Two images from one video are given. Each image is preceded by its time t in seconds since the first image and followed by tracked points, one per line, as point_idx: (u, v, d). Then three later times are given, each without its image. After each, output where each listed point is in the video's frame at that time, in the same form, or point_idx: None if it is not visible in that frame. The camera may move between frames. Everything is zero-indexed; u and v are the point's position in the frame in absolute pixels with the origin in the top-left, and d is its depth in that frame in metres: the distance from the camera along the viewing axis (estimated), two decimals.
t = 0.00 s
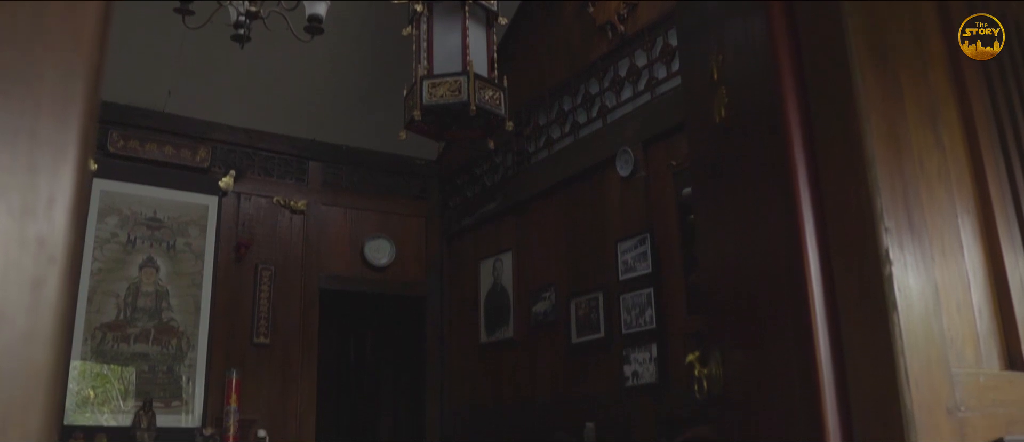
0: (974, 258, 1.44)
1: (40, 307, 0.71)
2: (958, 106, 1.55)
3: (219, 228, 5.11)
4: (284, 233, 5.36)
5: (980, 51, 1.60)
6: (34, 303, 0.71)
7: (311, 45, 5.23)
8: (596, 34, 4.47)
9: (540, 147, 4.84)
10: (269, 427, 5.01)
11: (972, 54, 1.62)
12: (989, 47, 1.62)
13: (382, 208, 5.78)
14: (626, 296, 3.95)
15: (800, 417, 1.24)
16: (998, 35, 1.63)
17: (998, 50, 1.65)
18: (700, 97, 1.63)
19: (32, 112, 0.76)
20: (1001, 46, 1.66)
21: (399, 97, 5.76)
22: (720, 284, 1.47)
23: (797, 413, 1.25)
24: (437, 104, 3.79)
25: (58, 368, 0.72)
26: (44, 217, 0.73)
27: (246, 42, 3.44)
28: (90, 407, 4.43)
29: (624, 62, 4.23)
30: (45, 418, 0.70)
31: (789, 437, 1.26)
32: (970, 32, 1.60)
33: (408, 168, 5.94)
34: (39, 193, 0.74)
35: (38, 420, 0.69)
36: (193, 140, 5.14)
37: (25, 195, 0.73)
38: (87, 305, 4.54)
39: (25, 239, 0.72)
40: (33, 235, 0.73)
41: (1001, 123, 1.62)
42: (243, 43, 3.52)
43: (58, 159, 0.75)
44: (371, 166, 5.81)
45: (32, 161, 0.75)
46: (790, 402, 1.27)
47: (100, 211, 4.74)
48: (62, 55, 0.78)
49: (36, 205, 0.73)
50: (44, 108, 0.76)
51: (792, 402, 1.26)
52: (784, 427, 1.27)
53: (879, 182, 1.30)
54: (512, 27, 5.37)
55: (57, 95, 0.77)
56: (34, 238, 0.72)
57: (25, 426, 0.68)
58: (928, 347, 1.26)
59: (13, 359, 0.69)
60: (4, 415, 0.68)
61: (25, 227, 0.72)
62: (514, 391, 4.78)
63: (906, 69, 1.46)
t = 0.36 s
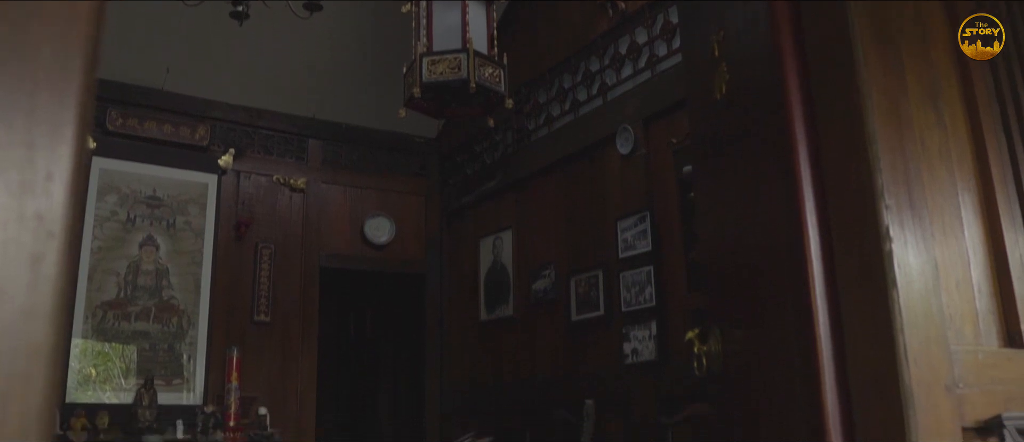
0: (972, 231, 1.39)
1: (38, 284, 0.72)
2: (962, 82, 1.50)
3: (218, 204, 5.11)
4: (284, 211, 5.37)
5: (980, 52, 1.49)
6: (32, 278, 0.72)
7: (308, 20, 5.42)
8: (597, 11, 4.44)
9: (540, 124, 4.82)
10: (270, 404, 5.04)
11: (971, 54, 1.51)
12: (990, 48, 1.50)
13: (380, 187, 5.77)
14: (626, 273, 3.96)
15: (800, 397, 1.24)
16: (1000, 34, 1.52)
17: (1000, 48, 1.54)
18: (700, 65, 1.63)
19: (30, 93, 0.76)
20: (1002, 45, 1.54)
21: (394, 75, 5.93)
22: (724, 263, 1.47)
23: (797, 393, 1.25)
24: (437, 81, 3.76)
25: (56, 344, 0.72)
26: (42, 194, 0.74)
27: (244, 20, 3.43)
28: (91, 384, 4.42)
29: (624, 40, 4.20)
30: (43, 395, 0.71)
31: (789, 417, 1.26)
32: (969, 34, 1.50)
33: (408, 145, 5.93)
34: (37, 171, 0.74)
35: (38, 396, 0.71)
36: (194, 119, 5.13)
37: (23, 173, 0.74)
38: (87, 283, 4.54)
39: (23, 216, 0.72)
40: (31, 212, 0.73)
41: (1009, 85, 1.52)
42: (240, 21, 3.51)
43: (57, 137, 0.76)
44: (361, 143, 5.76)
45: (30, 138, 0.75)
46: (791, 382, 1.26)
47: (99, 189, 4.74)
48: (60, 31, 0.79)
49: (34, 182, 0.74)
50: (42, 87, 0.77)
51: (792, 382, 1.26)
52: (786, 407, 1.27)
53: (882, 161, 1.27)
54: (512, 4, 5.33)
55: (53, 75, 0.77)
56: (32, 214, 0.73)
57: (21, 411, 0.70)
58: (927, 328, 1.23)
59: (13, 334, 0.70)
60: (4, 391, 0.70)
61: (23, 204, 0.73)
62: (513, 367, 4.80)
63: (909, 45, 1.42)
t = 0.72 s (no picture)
0: (973, 205, 1.34)
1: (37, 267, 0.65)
2: (962, 64, 1.41)
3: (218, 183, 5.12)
4: (284, 190, 5.39)
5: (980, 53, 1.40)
6: (31, 258, 0.65)
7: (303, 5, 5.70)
8: None
9: (540, 103, 4.80)
10: (271, 383, 5.09)
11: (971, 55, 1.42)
12: (990, 49, 1.40)
13: (380, 165, 5.75)
14: (626, 252, 3.97)
15: (800, 396, 1.20)
16: (1001, 33, 1.41)
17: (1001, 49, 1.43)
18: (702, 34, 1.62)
19: (27, 58, 0.69)
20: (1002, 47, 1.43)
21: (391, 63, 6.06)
22: (727, 254, 1.44)
23: (797, 392, 1.21)
24: (437, 59, 3.77)
25: (58, 331, 0.66)
26: (41, 167, 0.67)
27: None
28: (93, 363, 4.51)
29: (625, 17, 4.18)
30: (43, 381, 0.64)
31: (790, 418, 1.22)
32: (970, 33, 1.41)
33: (408, 123, 5.90)
34: (36, 143, 0.67)
35: (37, 390, 0.64)
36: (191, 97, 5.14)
37: (20, 145, 0.67)
38: (87, 262, 4.57)
39: (20, 191, 0.65)
40: (29, 187, 0.66)
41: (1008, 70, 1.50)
42: None
43: (56, 105, 0.69)
44: (362, 122, 5.76)
45: (27, 106, 0.68)
46: (792, 382, 1.22)
47: (99, 168, 4.75)
48: None
49: (32, 155, 0.67)
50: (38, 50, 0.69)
51: (793, 382, 1.22)
52: (787, 406, 1.23)
53: (884, 145, 1.20)
54: None
55: (53, 39, 0.70)
56: (30, 189, 0.66)
57: (19, 408, 0.63)
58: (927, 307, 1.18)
59: (12, 317, 0.64)
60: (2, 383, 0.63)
61: (21, 179, 0.66)
62: (513, 345, 4.82)
63: (912, 23, 1.33)
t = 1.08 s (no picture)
0: (973, 184, 1.32)
1: (35, 239, 0.68)
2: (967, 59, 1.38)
3: (218, 165, 5.16)
4: (284, 169, 5.39)
5: (980, 52, 1.37)
6: (30, 233, 0.68)
7: None
8: None
9: (540, 81, 4.77)
10: (272, 361, 5.11)
11: (971, 55, 1.38)
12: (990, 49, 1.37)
13: (378, 144, 5.74)
14: (626, 230, 3.97)
15: (800, 389, 1.15)
16: (1001, 33, 1.39)
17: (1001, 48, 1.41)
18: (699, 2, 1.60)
19: (22, 40, 0.71)
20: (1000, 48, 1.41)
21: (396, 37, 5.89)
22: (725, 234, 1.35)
23: (797, 386, 1.16)
24: (437, 37, 3.76)
25: (55, 301, 0.69)
26: (38, 144, 0.70)
27: None
28: (94, 343, 4.58)
29: None
30: (45, 351, 0.67)
31: (790, 415, 1.16)
32: (970, 33, 1.37)
33: (408, 103, 5.87)
34: (32, 121, 0.70)
35: (38, 357, 0.67)
36: (188, 75, 5.14)
37: (17, 121, 0.70)
38: (88, 241, 4.66)
39: (18, 166, 0.68)
40: (28, 164, 0.69)
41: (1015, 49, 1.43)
42: None
43: (53, 88, 0.71)
44: (362, 101, 5.73)
45: (26, 87, 0.70)
46: (791, 375, 1.17)
47: (99, 147, 4.79)
48: None
49: (30, 133, 0.70)
50: (36, 34, 0.72)
51: (793, 375, 1.16)
52: (786, 401, 1.17)
53: (884, 131, 1.18)
54: None
55: (49, 22, 0.73)
56: (28, 165, 0.69)
57: (19, 376, 0.66)
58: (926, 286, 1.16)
59: (12, 292, 0.67)
60: (3, 357, 0.66)
61: (19, 154, 0.69)
62: (513, 324, 4.83)
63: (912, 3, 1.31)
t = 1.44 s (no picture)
0: (975, 165, 1.31)
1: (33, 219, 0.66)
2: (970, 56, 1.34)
3: (216, 146, 5.16)
4: (283, 148, 5.38)
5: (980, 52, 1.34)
6: (28, 211, 0.66)
7: None
8: None
9: (540, 60, 4.75)
10: (272, 341, 5.14)
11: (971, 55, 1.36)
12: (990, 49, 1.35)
13: (378, 123, 5.73)
14: (625, 210, 3.96)
15: (800, 389, 1.11)
16: (1001, 33, 1.37)
17: (1001, 48, 1.39)
18: None
19: (19, 15, 0.69)
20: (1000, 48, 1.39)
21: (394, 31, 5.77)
22: (725, 223, 1.29)
23: (797, 386, 1.11)
24: (436, 16, 3.76)
25: (54, 281, 0.67)
26: (35, 120, 0.67)
27: None
28: (95, 323, 4.62)
29: None
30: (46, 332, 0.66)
31: (790, 416, 1.12)
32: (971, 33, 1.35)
33: (408, 82, 5.85)
34: (30, 97, 0.67)
35: (38, 340, 0.65)
36: (186, 55, 5.11)
37: (15, 100, 0.67)
38: (87, 221, 4.68)
39: (14, 142, 0.66)
40: (26, 141, 0.66)
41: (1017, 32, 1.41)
42: None
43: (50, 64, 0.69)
44: (362, 81, 5.71)
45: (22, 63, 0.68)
46: (792, 375, 1.12)
47: (98, 126, 4.80)
48: None
49: (27, 108, 0.67)
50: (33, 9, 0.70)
51: (793, 375, 1.12)
52: (782, 400, 1.13)
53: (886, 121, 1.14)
54: None
55: None
56: (26, 141, 0.66)
57: (20, 359, 0.64)
58: (926, 267, 1.14)
59: (11, 273, 0.64)
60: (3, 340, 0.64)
61: (16, 132, 0.66)
62: (513, 303, 4.84)
63: None
